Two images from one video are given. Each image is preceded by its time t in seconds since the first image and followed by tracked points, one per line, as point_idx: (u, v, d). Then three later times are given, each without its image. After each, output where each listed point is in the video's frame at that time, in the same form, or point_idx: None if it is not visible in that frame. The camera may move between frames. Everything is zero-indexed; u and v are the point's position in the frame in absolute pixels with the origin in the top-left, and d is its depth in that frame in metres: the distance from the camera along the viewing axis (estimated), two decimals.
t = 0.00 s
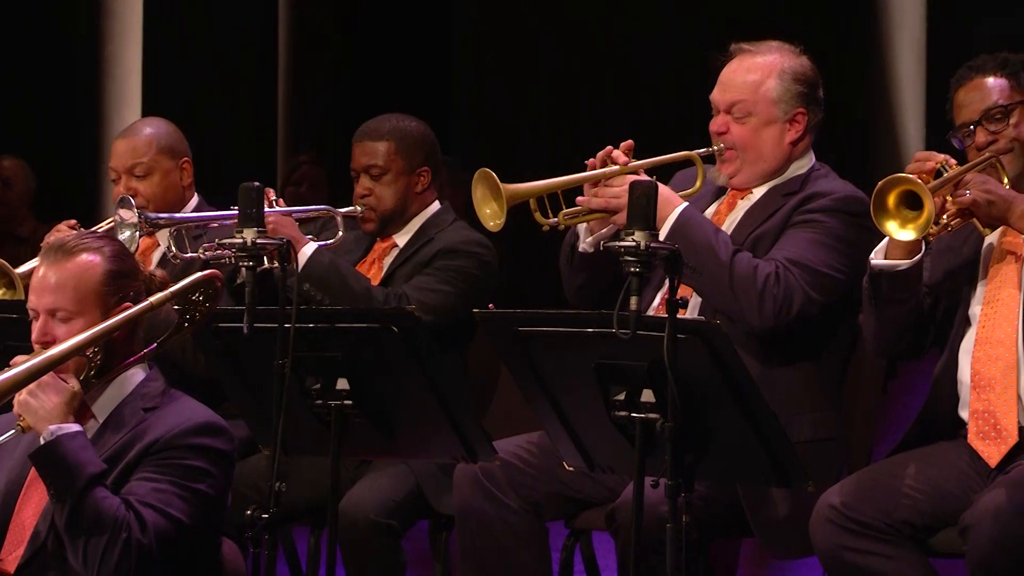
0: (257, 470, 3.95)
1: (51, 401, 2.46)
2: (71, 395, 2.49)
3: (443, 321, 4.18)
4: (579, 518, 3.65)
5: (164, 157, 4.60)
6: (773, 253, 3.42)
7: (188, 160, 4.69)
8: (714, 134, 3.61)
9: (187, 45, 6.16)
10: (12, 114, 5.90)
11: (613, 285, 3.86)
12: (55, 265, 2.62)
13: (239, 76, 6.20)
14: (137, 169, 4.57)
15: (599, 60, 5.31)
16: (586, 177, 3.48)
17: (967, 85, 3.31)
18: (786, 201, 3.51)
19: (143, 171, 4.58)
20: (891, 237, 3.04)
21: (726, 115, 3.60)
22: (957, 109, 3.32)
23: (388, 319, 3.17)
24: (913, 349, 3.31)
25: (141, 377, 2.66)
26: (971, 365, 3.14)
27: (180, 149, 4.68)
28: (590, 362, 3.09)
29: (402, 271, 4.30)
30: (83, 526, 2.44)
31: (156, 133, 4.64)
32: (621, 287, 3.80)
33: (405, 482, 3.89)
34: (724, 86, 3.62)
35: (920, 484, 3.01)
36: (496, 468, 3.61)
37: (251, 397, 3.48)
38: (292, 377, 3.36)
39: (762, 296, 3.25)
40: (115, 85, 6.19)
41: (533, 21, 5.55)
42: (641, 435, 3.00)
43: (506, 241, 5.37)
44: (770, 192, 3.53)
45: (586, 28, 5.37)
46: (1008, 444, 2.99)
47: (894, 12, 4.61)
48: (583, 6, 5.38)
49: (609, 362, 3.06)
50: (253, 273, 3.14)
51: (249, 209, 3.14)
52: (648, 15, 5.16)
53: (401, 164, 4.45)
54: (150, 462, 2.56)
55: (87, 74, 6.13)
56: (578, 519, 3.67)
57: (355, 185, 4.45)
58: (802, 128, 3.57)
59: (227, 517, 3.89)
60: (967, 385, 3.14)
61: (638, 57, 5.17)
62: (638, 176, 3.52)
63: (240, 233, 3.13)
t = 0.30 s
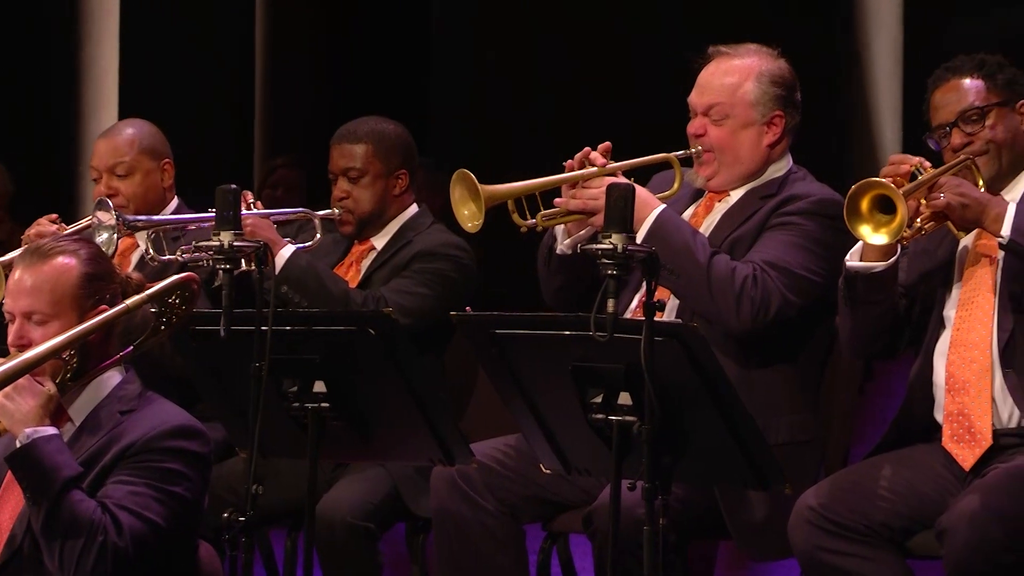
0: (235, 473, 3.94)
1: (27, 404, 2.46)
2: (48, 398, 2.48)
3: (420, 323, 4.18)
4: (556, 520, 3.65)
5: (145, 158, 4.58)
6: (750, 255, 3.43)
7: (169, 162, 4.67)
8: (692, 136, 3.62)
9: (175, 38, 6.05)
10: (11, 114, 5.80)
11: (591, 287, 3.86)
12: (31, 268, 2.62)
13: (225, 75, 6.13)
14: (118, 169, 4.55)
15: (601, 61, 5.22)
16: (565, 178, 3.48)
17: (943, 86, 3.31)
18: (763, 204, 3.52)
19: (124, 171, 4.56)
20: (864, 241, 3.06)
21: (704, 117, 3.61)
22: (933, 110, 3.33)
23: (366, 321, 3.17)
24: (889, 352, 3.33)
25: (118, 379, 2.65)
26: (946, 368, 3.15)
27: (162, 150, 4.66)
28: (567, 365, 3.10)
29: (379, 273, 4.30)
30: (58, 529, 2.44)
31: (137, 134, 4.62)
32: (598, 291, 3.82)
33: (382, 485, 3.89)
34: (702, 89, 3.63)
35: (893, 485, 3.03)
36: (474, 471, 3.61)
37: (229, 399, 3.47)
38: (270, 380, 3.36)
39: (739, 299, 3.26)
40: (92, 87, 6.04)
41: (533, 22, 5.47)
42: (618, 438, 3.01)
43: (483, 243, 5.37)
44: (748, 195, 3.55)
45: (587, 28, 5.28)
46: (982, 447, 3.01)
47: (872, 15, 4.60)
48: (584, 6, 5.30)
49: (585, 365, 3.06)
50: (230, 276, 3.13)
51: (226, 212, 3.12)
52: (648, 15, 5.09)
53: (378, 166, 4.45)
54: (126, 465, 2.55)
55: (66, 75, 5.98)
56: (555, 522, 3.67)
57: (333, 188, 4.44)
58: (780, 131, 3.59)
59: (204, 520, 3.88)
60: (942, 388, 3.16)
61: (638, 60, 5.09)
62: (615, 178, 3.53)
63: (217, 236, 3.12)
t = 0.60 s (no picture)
0: (211, 475, 3.93)
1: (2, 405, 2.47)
2: (22, 400, 2.49)
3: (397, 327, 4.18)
4: (533, 523, 3.66)
5: (119, 163, 4.56)
6: (726, 257, 3.45)
7: (144, 165, 4.65)
8: (669, 138, 3.63)
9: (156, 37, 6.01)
10: (10, 115, 5.82)
11: (568, 289, 3.87)
12: (8, 268, 2.61)
13: (205, 74, 6.07)
14: (92, 175, 4.54)
15: (602, 61, 5.12)
16: (543, 179, 3.48)
17: (917, 88, 3.32)
18: (740, 206, 3.54)
19: (99, 176, 4.54)
20: (835, 247, 3.07)
21: (682, 119, 3.62)
22: (906, 111, 3.34)
23: (343, 324, 3.17)
24: (864, 354, 3.35)
25: (93, 382, 2.65)
26: (919, 372, 3.17)
27: (136, 154, 4.64)
28: (544, 368, 3.10)
29: (356, 276, 4.29)
30: (34, 530, 2.45)
31: (111, 138, 4.60)
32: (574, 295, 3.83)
33: (359, 487, 3.89)
34: (680, 91, 3.63)
35: (866, 487, 3.06)
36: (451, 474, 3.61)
37: (205, 401, 3.46)
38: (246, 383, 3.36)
39: (716, 301, 3.27)
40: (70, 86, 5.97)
41: (533, 21, 5.37)
42: (595, 441, 3.01)
43: (460, 246, 5.37)
44: (725, 198, 3.56)
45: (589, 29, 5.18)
46: (956, 452, 3.03)
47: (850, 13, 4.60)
48: (584, 5, 5.20)
49: (563, 367, 3.06)
50: (206, 279, 3.10)
51: (202, 214, 3.12)
52: (648, 15, 5.01)
53: (355, 169, 4.45)
54: (103, 465, 2.56)
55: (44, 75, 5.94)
56: (532, 524, 3.67)
57: (309, 191, 4.43)
58: (757, 133, 3.60)
59: (180, 523, 3.87)
60: (915, 391, 3.18)
61: (638, 63, 5.01)
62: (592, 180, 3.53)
63: (193, 239, 3.11)
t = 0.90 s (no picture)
0: (186, 480, 3.90)
1: None
2: None
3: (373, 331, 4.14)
4: (509, 528, 3.61)
5: (90, 166, 4.53)
6: (707, 258, 3.44)
7: (115, 167, 4.62)
8: (650, 140, 3.63)
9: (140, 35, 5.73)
10: None
11: (546, 292, 3.85)
12: None
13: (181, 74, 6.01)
14: (64, 179, 4.50)
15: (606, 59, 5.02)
16: (522, 179, 3.46)
17: (891, 89, 3.33)
18: (720, 209, 3.53)
19: (70, 181, 4.51)
20: (813, 257, 3.14)
21: (662, 121, 3.61)
22: (880, 111, 3.35)
23: (319, 327, 3.14)
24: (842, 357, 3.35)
25: (68, 384, 2.68)
26: (896, 376, 3.18)
27: (107, 156, 4.60)
28: (522, 372, 3.08)
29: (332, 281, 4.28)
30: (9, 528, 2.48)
31: (82, 141, 4.56)
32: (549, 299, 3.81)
33: (334, 491, 3.86)
34: (660, 92, 3.63)
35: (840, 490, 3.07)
36: (427, 479, 3.59)
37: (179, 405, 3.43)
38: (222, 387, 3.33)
39: (696, 302, 3.26)
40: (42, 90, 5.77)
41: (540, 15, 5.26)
42: (573, 445, 2.98)
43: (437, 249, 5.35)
44: (704, 200, 3.56)
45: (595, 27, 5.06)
46: (933, 457, 3.04)
47: (826, 4, 4.19)
48: None
49: (542, 371, 3.04)
50: (181, 283, 3.07)
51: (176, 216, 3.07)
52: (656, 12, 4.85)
53: (328, 173, 4.42)
54: (77, 465, 2.61)
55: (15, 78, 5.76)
56: (508, 529, 3.63)
57: (283, 196, 4.41)
58: (738, 135, 3.60)
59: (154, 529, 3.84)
60: (893, 395, 3.18)
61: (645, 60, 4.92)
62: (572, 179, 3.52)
63: (168, 242, 3.08)
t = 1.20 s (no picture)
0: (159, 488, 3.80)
1: None
2: None
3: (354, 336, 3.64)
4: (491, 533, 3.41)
5: (64, 167, 4.48)
6: (691, 260, 3.41)
7: (88, 168, 4.56)
8: (634, 140, 3.59)
9: (124, 26, 5.05)
10: None
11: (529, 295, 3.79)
12: None
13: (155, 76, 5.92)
14: (37, 181, 4.44)
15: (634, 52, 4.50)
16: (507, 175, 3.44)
17: (870, 88, 3.30)
18: (706, 210, 3.50)
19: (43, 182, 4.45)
20: (793, 263, 3.15)
21: (647, 121, 3.58)
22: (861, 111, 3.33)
23: (299, 332, 3.38)
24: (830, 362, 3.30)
25: (39, 388, 2.68)
26: (883, 382, 3.15)
27: (80, 156, 4.55)
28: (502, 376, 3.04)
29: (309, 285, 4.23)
30: None
31: (55, 141, 4.51)
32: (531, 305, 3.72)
33: (309, 497, 3.59)
34: (646, 92, 3.59)
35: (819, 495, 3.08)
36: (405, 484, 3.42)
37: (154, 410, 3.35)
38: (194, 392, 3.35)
39: (681, 303, 3.26)
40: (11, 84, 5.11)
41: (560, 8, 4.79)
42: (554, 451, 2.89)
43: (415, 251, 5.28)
44: (689, 201, 3.52)
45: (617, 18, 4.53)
46: (920, 465, 3.01)
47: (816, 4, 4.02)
48: None
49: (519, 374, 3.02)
50: (155, 286, 3.02)
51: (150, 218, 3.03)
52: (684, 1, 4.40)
53: (302, 176, 4.38)
54: (48, 473, 2.62)
55: None
56: (489, 534, 3.43)
57: (258, 199, 4.38)
58: (724, 136, 3.57)
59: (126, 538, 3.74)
60: (879, 400, 3.16)
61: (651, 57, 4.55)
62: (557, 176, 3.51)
63: (142, 244, 3.04)
